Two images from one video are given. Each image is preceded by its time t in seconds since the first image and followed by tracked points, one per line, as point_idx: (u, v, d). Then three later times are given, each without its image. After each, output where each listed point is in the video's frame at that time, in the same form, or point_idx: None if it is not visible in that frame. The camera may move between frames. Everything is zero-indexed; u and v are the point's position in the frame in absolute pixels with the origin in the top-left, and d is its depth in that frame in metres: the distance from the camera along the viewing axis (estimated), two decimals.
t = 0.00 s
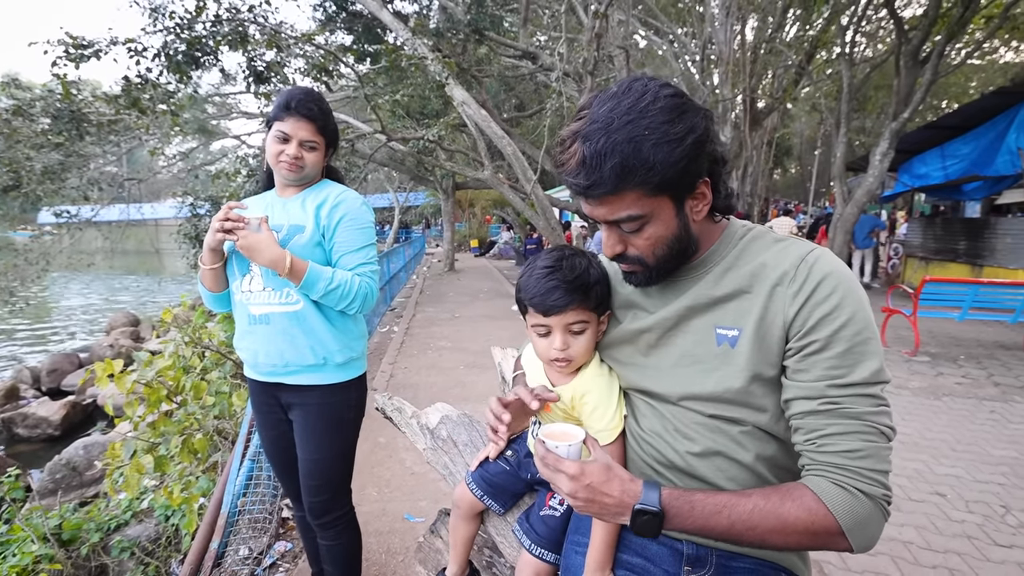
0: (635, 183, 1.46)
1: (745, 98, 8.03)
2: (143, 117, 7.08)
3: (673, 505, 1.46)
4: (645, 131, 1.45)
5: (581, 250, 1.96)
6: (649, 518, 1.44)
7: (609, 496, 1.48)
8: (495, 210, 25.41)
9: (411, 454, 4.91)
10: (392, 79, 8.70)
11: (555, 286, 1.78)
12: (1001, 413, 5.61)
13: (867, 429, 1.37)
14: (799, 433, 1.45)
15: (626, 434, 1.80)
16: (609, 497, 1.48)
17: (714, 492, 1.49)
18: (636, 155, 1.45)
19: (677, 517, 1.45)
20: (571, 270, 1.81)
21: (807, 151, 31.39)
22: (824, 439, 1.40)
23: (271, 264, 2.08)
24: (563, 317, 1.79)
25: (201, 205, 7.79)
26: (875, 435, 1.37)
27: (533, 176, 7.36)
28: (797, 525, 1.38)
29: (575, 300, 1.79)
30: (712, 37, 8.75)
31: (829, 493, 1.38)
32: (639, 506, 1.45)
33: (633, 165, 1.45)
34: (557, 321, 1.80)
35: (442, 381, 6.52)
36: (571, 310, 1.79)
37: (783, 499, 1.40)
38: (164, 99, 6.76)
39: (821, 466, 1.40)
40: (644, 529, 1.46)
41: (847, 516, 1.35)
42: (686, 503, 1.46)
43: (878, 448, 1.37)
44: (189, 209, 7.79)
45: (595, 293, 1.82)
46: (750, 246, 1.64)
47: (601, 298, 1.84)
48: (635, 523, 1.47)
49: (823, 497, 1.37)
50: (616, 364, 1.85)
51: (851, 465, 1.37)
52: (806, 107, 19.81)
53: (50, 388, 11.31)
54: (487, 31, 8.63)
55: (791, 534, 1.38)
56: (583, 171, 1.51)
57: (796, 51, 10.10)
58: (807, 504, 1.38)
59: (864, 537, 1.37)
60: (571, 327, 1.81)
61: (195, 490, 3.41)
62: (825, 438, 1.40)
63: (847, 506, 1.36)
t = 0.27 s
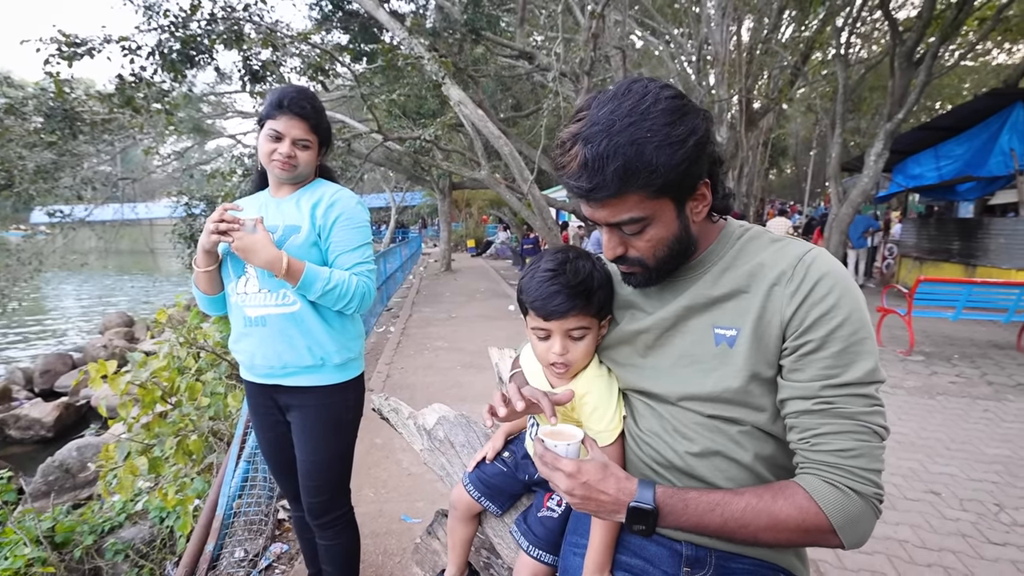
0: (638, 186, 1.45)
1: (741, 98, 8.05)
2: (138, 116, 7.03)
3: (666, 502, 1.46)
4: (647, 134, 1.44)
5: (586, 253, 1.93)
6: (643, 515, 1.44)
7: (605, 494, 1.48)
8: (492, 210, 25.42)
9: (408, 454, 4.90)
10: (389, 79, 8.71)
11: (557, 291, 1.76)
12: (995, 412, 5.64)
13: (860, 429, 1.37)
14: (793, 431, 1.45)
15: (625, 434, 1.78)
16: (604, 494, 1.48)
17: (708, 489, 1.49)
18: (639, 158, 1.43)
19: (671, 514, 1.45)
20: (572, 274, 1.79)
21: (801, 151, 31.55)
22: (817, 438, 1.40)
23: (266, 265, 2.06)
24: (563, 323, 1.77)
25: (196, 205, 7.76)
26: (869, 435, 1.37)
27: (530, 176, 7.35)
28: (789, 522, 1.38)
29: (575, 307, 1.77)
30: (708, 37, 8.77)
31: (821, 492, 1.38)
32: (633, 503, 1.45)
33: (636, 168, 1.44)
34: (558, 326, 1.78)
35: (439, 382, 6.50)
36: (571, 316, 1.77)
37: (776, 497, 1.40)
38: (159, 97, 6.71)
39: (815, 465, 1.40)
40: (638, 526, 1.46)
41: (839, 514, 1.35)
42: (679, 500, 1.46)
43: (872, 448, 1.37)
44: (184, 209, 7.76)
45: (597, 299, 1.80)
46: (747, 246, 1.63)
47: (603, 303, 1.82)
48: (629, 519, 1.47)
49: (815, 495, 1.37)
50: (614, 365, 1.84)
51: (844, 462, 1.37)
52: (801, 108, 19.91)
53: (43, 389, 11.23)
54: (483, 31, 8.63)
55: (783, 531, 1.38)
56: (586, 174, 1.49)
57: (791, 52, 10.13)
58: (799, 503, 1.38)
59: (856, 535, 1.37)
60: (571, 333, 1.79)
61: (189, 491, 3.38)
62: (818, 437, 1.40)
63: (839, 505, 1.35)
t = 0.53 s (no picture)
0: (641, 186, 1.45)
1: (737, 98, 8.07)
2: (132, 115, 6.99)
3: (661, 500, 1.46)
4: (651, 135, 1.44)
5: (586, 254, 1.92)
6: (638, 512, 1.45)
7: (601, 491, 1.49)
8: (489, 209, 25.39)
9: (405, 454, 4.89)
10: (385, 78, 8.70)
11: (556, 295, 1.75)
12: (989, 411, 5.68)
13: (855, 430, 1.38)
14: (788, 432, 1.45)
15: (622, 435, 1.79)
16: (600, 491, 1.49)
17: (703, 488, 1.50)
18: (642, 159, 1.43)
19: (666, 512, 1.45)
20: (572, 277, 1.78)
21: (797, 152, 31.66)
22: (812, 439, 1.40)
23: (261, 267, 2.05)
24: (561, 327, 1.77)
25: (191, 204, 7.74)
26: (864, 437, 1.38)
27: (526, 176, 7.36)
28: (783, 522, 1.38)
29: (574, 311, 1.76)
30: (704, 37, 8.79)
31: (815, 492, 1.38)
32: (629, 500, 1.46)
33: (639, 168, 1.44)
34: (557, 330, 1.77)
35: (436, 382, 6.49)
36: (569, 320, 1.77)
37: (770, 497, 1.41)
38: (154, 97, 6.68)
39: (809, 464, 1.40)
40: (633, 524, 1.46)
41: (833, 515, 1.36)
42: (675, 498, 1.46)
43: (866, 449, 1.38)
44: (179, 208, 7.73)
45: (596, 302, 1.80)
46: (745, 247, 1.64)
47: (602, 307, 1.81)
48: (625, 517, 1.47)
49: (809, 495, 1.38)
50: (612, 366, 1.84)
51: (838, 463, 1.37)
52: (797, 108, 19.97)
53: (37, 390, 11.17)
54: (480, 31, 8.61)
55: (777, 530, 1.39)
56: (588, 174, 1.49)
57: (787, 53, 10.17)
58: (792, 503, 1.38)
59: (850, 536, 1.38)
60: (570, 336, 1.79)
61: (185, 493, 3.34)
62: (814, 438, 1.40)
63: (833, 505, 1.36)
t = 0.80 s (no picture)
0: (638, 186, 1.45)
1: (731, 99, 8.10)
2: (125, 115, 6.94)
3: (656, 500, 1.46)
4: (648, 133, 1.44)
5: (581, 254, 1.91)
6: (632, 512, 1.45)
7: (595, 489, 1.49)
8: (485, 210, 25.37)
9: (401, 456, 4.88)
10: (381, 78, 8.71)
11: (552, 297, 1.74)
12: (983, 410, 5.70)
13: (849, 430, 1.38)
14: (783, 432, 1.46)
15: (617, 436, 1.79)
16: (594, 490, 1.49)
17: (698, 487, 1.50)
18: (640, 157, 1.43)
19: (661, 511, 1.45)
20: (568, 278, 1.77)
21: (791, 152, 31.79)
22: (807, 438, 1.41)
23: (253, 270, 2.04)
24: (558, 329, 1.76)
25: (185, 204, 7.70)
26: (857, 436, 1.38)
27: (522, 176, 7.35)
28: (777, 521, 1.38)
29: (570, 314, 1.76)
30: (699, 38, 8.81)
31: (808, 492, 1.38)
32: (623, 499, 1.46)
33: (637, 167, 1.43)
34: (553, 332, 1.77)
35: (432, 383, 6.48)
36: (566, 322, 1.76)
37: (764, 496, 1.41)
38: (147, 97, 6.64)
39: (803, 464, 1.41)
40: (628, 523, 1.46)
41: (827, 514, 1.36)
42: (669, 497, 1.46)
43: (859, 449, 1.38)
44: (172, 209, 7.69)
45: (592, 303, 1.79)
46: (740, 248, 1.64)
47: (598, 308, 1.81)
48: (619, 516, 1.47)
49: (803, 494, 1.38)
50: (608, 366, 1.84)
51: (831, 463, 1.38)
52: (792, 109, 20.07)
53: (29, 391, 11.08)
54: (476, 31, 8.60)
55: (770, 530, 1.39)
56: (586, 172, 1.48)
57: (781, 54, 10.21)
58: (786, 502, 1.39)
59: (844, 535, 1.38)
60: (565, 338, 1.79)
61: (179, 495, 3.35)
62: (807, 438, 1.41)
63: (827, 504, 1.36)
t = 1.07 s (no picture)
0: (639, 190, 1.37)
1: (725, 101, 8.09)
2: (114, 114, 6.85)
3: (659, 501, 1.41)
4: (650, 136, 1.35)
5: (580, 255, 1.87)
6: (636, 514, 1.40)
7: (598, 491, 1.44)
8: (480, 210, 25.35)
9: (396, 458, 4.82)
10: (376, 78, 8.68)
11: (551, 299, 1.70)
12: (970, 408, 5.71)
13: (852, 430, 1.34)
14: (785, 433, 1.42)
15: (615, 439, 1.74)
16: (598, 492, 1.44)
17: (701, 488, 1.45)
18: (641, 162, 1.35)
19: (664, 513, 1.41)
20: (566, 279, 1.73)
21: (785, 153, 31.96)
22: (808, 440, 1.37)
23: (245, 268, 2.00)
24: (556, 332, 1.72)
25: (176, 204, 7.61)
26: (859, 437, 1.35)
27: (518, 176, 7.32)
28: (781, 522, 1.35)
29: (569, 316, 1.72)
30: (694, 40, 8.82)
31: (812, 493, 1.34)
32: (626, 501, 1.41)
33: (638, 172, 1.35)
34: (551, 334, 1.73)
35: (427, 384, 6.42)
36: (565, 324, 1.72)
37: (768, 497, 1.37)
38: (138, 95, 6.54)
39: (806, 465, 1.37)
40: (631, 526, 1.41)
41: (831, 516, 1.32)
42: (673, 498, 1.42)
43: (861, 449, 1.35)
44: (163, 209, 7.59)
45: (591, 305, 1.75)
46: (738, 248, 1.58)
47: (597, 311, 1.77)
48: (623, 519, 1.42)
49: (807, 495, 1.34)
50: (606, 368, 1.79)
51: (835, 464, 1.34)
52: (785, 110, 20.17)
53: (16, 395, 10.91)
54: (471, 31, 8.54)
55: (774, 531, 1.35)
56: (584, 176, 1.40)
57: (773, 56, 10.23)
58: (790, 504, 1.35)
59: (848, 535, 1.34)
60: (563, 340, 1.75)
61: (169, 500, 3.25)
62: (809, 439, 1.37)
63: (831, 506, 1.32)
